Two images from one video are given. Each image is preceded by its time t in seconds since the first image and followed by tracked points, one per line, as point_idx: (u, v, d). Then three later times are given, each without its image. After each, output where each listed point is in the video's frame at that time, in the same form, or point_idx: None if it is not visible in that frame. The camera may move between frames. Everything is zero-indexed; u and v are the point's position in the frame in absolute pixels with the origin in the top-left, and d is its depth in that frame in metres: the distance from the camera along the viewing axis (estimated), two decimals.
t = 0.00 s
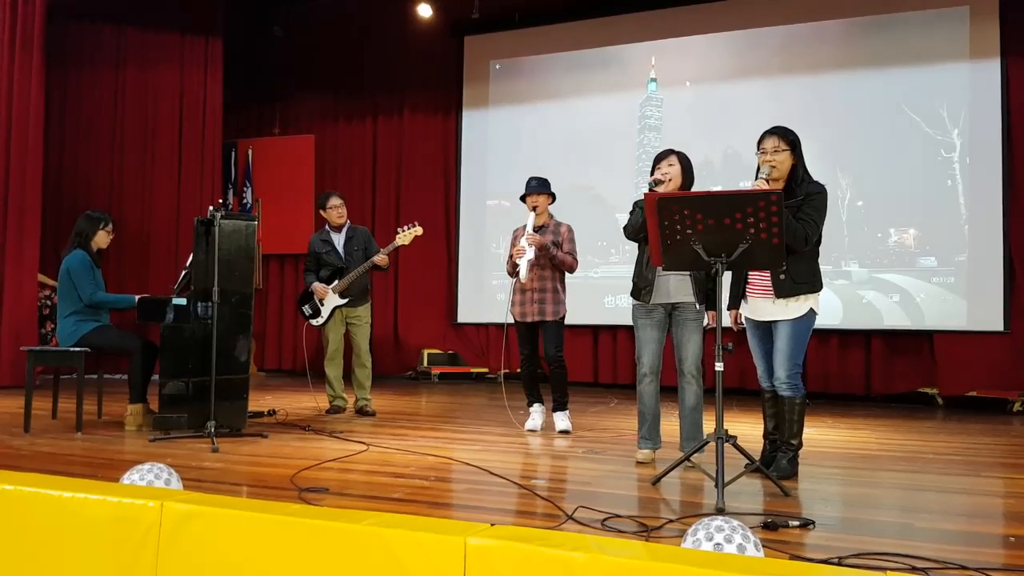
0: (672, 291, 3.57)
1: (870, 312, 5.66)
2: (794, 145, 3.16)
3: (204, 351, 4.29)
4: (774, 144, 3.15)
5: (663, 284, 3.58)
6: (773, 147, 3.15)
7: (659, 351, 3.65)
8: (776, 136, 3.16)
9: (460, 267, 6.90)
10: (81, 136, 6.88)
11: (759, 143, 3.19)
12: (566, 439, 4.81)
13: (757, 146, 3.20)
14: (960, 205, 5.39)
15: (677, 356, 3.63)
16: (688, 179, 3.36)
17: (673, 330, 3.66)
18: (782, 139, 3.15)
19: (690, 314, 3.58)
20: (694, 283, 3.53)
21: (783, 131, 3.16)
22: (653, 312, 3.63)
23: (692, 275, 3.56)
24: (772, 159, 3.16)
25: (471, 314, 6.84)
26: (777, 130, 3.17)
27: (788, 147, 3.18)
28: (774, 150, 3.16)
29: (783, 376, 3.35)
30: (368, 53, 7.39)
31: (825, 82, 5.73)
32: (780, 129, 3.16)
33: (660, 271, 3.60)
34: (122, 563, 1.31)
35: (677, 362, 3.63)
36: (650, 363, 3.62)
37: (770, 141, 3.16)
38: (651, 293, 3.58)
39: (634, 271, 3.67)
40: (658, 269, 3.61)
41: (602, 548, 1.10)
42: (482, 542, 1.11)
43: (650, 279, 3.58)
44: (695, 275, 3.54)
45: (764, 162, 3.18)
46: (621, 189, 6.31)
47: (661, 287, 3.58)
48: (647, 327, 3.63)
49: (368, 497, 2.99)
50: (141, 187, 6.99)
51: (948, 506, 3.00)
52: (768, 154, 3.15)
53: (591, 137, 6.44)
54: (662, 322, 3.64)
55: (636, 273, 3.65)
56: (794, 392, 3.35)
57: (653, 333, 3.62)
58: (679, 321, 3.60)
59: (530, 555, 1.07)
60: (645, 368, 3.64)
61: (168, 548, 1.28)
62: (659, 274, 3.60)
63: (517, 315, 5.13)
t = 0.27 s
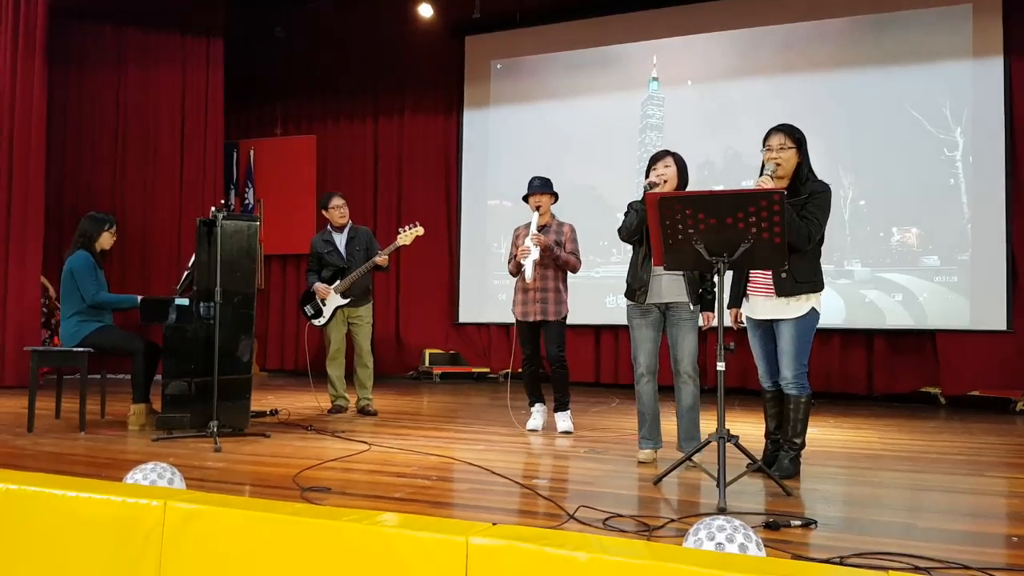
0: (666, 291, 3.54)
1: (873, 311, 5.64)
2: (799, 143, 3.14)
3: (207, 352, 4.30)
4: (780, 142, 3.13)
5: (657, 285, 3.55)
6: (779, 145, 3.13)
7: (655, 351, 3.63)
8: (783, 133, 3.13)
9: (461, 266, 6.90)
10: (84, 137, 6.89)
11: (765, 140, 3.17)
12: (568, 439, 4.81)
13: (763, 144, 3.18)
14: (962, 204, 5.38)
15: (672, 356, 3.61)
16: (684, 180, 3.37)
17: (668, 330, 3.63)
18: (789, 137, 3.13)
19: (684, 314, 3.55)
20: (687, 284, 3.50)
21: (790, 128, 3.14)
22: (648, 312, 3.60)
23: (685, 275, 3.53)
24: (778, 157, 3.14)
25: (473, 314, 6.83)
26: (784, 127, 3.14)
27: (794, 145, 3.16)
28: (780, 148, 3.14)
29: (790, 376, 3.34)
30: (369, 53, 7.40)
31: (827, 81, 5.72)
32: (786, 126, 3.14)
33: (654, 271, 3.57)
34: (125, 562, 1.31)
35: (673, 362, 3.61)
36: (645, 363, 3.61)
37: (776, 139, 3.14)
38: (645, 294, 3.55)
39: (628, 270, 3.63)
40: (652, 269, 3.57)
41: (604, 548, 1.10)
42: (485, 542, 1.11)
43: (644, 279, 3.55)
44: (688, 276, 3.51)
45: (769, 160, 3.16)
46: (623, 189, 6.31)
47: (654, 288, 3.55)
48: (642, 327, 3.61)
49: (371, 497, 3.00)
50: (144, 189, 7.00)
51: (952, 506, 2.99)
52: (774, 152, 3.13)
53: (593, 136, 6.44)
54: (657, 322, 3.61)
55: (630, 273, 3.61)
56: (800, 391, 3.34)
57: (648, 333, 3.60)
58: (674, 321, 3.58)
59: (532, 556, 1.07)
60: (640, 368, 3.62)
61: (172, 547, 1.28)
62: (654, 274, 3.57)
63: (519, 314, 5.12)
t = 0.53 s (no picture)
0: (662, 294, 3.53)
1: (877, 313, 5.64)
2: (805, 144, 3.15)
3: (210, 350, 4.30)
4: (786, 143, 3.13)
5: (652, 288, 3.54)
6: (786, 146, 3.13)
7: (652, 352, 3.62)
8: (789, 135, 3.14)
9: (464, 266, 6.91)
10: (88, 135, 6.91)
11: (771, 141, 3.17)
12: (570, 439, 4.81)
13: (769, 145, 3.18)
14: (966, 205, 5.37)
15: (669, 358, 3.59)
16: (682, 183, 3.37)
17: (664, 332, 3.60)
18: (795, 138, 3.13)
19: (679, 317, 3.52)
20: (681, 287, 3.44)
21: (796, 129, 3.14)
22: (644, 315, 3.59)
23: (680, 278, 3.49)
24: (784, 159, 3.14)
25: (476, 313, 6.84)
26: (790, 128, 3.15)
27: (800, 146, 3.16)
28: (787, 149, 3.14)
29: (794, 377, 3.34)
30: (373, 52, 7.40)
31: (831, 82, 5.71)
32: (792, 127, 3.15)
33: (652, 274, 3.56)
34: (128, 560, 1.31)
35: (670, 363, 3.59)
36: (643, 365, 3.60)
37: (783, 140, 3.13)
38: (642, 296, 3.53)
39: (626, 274, 3.62)
40: (649, 271, 3.56)
41: (606, 548, 1.10)
42: (487, 541, 1.11)
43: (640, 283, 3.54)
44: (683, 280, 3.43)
45: (775, 161, 3.16)
46: (626, 189, 6.31)
47: (650, 290, 3.54)
48: (639, 329, 3.60)
49: (374, 496, 3.00)
50: (148, 187, 7.02)
51: (954, 508, 2.99)
52: (781, 152, 3.13)
53: (597, 136, 6.44)
54: (654, 323, 3.60)
55: (627, 276, 3.60)
56: (804, 392, 3.35)
57: (644, 335, 3.58)
58: (669, 324, 3.54)
59: (534, 556, 1.07)
60: (638, 370, 3.62)
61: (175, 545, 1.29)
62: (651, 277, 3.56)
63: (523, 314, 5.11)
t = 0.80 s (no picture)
0: (660, 296, 3.52)
1: (878, 313, 5.64)
2: (806, 143, 3.15)
3: (211, 351, 4.31)
4: (787, 142, 3.13)
5: (650, 290, 3.53)
6: (786, 145, 3.13)
7: (651, 353, 3.61)
8: (790, 134, 3.14)
9: (466, 266, 6.91)
10: (90, 136, 6.91)
11: (772, 141, 3.17)
12: (572, 440, 4.81)
13: (770, 144, 3.18)
14: (968, 204, 5.37)
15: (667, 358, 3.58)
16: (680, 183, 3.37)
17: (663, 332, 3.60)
18: (796, 138, 3.13)
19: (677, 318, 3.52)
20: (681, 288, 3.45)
21: (796, 129, 3.14)
22: (643, 316, 3.58)
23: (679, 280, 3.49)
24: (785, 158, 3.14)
25: (477, 314, 6.84)
26: (791, 128, 3.15)
27: (800, 146, 3.17)
28: (788, 149, 3.14)
29: (796, 377, 3.34)
30: (375, 53, 7.41)
31: (832, 81, 5.71)
32: (793, 127, 3.15)
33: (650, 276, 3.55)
34: (131, 561, 1.31)
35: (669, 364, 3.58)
36: (642, 366, 3.60)
37: (784, 139, 3.13)
38: (640, 298, 3.52)
39: (624, 275, 3.61)
40: (648, 273, 3.55)
41: (607, 549, 1.10)
42: (489, 542, 1.11)
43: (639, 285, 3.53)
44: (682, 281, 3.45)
45: (777, 161, 3.16)
46: (627, 189, 6.31)
47: (649, 292, 3.53)
48: (638, 330, 3.59)
49: (376, 496, 3.01)
50: (150, 188, 7.03)
51: (956, 507, 2.99)
52: (782, 152, 3.13)
53: (598, 136, 6.45)
54: (652, 324, 3.59)
55: (626, 278, 3.58)
56: (805, 392, 3.35)
57: (643, 336, 3.58)
58: (668, 325, 3.54)
59: (537, 556, 1.08)
60: (637, 371, 3.61)
61: (179, 546, 1.29)
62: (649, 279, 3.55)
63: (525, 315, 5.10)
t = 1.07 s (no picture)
0: (662, 292, 3.51)
1: (879, 313, 5.64)
2: (803, 144, 3.16)
3: (212, 351, 4.31)
4: (784, 143, 3.13)
5: (652, 286, 3.52)
6: (783, 146, 3.13)
7: (654, 350, 3.61)
8: (787, 136, 3.14)
9: (467, 267, 6.91)
10: (91, 137, 6.92)
11: (769, 142, 3.17)
12: (572, 440, 4.81)
13: (767, 146, 3.18)
14: (969, 204, 5.37)
15: (670, 356, 3.58)
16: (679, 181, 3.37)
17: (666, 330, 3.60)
18: (793, 140, 3.14)
19: (680, 315, 3.52)
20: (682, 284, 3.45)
21: (793, 130, 3.15)
22: (646, 313, 3.58)
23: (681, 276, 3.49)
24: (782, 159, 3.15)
25: (478, 315, 6.84)
26: (787, 130, 3.15)
27: (797, 147, 3.17)
28: (785, 150, 3.14)
29: (794, 377, 3.34)
30: (376, 54, 7.41)
31: (832, 81, 5.71)
32: (789, 129, 3.15)
33: (652, 272, 3.54)
34: (132, 561, 1.32)
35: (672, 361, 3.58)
36: (645, 363, 3.59)
37: (781, 140, 3.14)
38: (643, 294, 3.52)
39: (626, 271, 3.60)
40: (649, 269, 3.54)
41: (606, 549, 1.11)
42: (489, 542, 1.12)
43: (640, 281, 3.52)
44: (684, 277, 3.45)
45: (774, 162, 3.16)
46: (628, 189, 6.31)
47: (651, 288, 3.52)
48: (641, 328, 3.59)
49: (376, 497, 3.01)
50: (151, 189, 7.04)
51: (957, 508, 2.99)
52: (779, 153, 3.13)
53: (598, 137, 6.45)
54: (655, 321, 3.59)
55: (627, 274, 3.57)
56: (804, 392, 3.35)
57: (647, 333, 3.59)
58: (671, 322, 3.54)
59: (537, 556, 1.08)
60: (640, 368, 3.61)
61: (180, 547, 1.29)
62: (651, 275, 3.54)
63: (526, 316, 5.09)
